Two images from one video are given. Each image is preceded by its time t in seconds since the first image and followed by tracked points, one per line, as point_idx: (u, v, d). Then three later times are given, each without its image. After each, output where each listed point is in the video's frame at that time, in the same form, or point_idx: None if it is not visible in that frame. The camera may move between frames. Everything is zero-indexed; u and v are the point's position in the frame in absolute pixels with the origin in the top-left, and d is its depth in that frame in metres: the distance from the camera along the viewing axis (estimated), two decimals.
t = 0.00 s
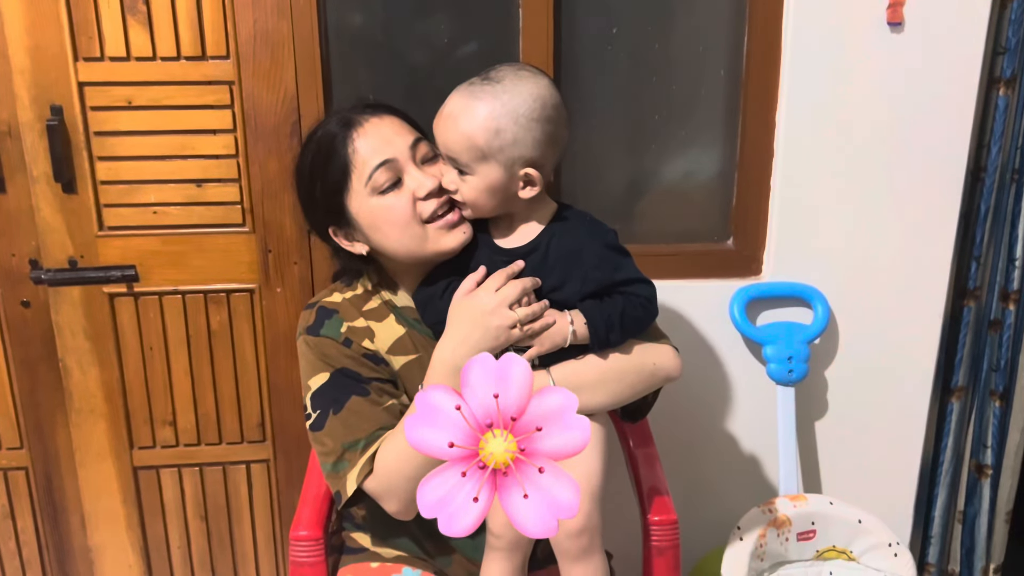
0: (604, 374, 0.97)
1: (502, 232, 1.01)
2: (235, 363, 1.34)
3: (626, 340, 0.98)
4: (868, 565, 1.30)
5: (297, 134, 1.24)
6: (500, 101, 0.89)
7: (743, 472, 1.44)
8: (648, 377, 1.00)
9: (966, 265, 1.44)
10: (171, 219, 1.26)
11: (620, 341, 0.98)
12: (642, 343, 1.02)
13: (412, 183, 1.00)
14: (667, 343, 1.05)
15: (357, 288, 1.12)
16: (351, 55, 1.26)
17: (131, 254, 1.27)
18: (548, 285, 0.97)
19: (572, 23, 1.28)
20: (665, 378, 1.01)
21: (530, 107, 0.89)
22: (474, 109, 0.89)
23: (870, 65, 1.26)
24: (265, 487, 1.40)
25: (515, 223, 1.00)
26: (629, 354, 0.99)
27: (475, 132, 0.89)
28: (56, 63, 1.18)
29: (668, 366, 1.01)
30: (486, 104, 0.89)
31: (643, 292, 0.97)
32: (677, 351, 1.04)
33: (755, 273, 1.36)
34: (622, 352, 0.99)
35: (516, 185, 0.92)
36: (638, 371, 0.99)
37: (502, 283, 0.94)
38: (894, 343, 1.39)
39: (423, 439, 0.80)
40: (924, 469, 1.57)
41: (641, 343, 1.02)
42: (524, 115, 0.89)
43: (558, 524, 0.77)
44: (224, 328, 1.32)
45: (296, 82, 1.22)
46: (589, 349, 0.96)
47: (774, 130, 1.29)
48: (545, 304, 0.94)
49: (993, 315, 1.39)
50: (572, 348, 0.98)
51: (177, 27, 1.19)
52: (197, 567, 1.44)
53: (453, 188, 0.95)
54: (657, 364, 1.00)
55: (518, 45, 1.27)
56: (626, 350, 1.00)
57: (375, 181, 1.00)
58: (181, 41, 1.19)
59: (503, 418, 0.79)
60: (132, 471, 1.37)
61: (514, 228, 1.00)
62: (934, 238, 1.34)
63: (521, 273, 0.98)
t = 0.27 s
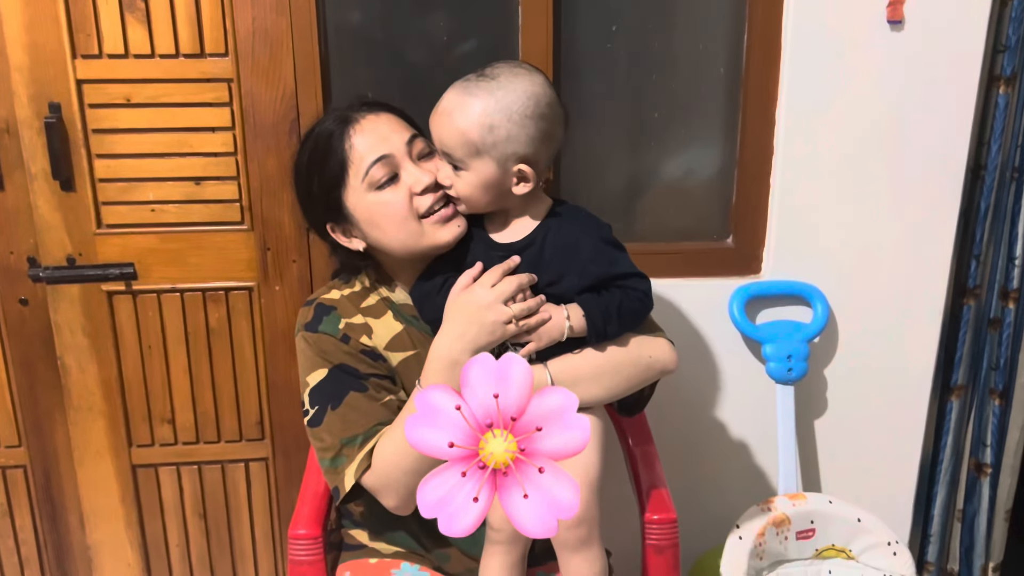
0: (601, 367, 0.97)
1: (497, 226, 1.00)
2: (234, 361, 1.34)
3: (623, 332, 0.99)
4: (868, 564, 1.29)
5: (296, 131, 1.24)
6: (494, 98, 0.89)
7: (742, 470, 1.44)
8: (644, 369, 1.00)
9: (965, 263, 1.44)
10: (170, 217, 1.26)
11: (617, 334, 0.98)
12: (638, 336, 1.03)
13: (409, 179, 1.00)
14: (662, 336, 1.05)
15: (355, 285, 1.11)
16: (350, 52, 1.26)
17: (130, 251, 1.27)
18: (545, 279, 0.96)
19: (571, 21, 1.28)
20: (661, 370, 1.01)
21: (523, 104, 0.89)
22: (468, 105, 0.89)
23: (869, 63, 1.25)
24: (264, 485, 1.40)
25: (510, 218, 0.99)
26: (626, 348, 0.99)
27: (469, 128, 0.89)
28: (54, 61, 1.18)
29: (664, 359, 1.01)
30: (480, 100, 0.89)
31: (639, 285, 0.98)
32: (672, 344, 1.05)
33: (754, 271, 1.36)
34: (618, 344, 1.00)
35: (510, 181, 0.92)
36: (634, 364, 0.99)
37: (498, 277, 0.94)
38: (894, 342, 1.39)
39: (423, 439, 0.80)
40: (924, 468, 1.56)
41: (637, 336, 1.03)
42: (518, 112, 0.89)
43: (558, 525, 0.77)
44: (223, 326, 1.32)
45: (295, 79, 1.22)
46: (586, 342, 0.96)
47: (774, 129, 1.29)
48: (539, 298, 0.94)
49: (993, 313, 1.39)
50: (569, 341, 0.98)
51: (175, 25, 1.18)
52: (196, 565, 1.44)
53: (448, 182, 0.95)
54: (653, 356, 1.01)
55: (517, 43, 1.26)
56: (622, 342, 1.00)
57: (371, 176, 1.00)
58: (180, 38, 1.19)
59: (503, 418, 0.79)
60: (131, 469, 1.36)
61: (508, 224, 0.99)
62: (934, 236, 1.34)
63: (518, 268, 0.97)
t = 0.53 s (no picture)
0: (598, 365, 0.97)
1: (493, 224, 1.00)
2: (233, 360, 1.34)
3: (620, 330, 0.98)
4: (867, 563, 1.29)
5: (295, 129, 1.24)
6: (489, 96, 0.89)
7: (740, 469, 1.45)
8: (640, 367, 1.00)
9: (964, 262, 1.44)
10: (168, 216, 1.26)
11: (614, 331, 0.98)
12: (635, 334, 1.02)
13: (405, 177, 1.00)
14: (658, 334, 1.05)
15: (353, 284, 1.11)
16: (349, 51, 1.26)
17: (128, 250, 1.27)
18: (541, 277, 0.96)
19: (571, 20, 1.28)
20: (658, 368, 1.01)
21: (518, 102, 0.89)
22: (463, 103, 0.89)
23: (868, 63, 1.25)
24: (263, 484, 1.40)
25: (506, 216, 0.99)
26: (623, 345, 0.99)
27: (464, 126, 0.89)
28: (53, 59, 1.18)
29: (660, 357, 1.01)
30: (475, 99, 0.89)
31: (634, 282, 0.97)
32: (669, 342, 1.04)
33: (753, 270, 1.36)
34: (615, 342, 1.00)
35: (504, 180, 0.92)
36: (630, 362, 0.99)
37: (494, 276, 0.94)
38: (893, 342, 1.39)
39: (423, 439, 0.80)
40: (923, 467, 1.57)
41: (634, 333, 1.02)
42: (513, 110, 0.89)
43: (558, 525, 0.77)
44: (221, 325, 1.32)
45: (294, 78, 1.22)
46: (583, 339, 0.96)
47: (773, 129, 1.29)
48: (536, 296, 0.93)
49: (991, 313, 1.39)
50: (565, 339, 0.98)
51: (174, 23, 1.18)
52: (195, 564, 1.44)
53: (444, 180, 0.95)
54: (650, 354, 1.00)
55: (517, 41, 1.26)
56: (619, 340, 1.00)
57: (367, 174, 1.00)
58: (178, 37, 1.19)
59: (503, 418, 0.79)
60: (130, 468, 1.36)
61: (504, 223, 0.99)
62: (933, 236, 1.34)
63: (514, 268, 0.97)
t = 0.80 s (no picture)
0: (595, 366, 0.97)
1: (492, 225, 1.00)
2: (231, 359, 1.34)
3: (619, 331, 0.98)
4: (866, 563, 1.29)
5: (294, 129, 1.24)
6: (487, 97, 0.89)
7: (739, 469, 1.45)
8: (637, 368, 0.99)
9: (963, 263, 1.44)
10: (167, 215, 1.26)
11: (612, 332, 0.97)
12: (632, 335, 1.02)
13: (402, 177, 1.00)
14: (655, 334, 1.05)
15: (352, 285, 1.11)
16: (348, 51, 1.26)
17: (127, 250, 1.27)
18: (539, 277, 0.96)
19: (570, 20, 1.28)
20: (654, 369, 1.01)
21: (515, 103, 0.89)
22: (461, 104, 0.89)
23: (867, 63, 1.25)
24: (261, 483, 1.40)
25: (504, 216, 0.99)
26: (620, 346, 0.99)
27: (461, 127, 0.89)
28: (52, 58, 1.18)
29: (656, 358, 1.01)
30: (472, 100, 0.89)
31: (632, 283, 0.97)
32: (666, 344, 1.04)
33: (752, 270, 1.36)
34: (613, 343, 1.00)
35: (502, 181, 0.92)
36: (626, 363, 0.99)
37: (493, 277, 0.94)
38: (891, 343, 1.39)
39: (423, 439, 0.80)
40: (921, 467, 1.57)
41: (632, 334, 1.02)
42: (511, 112, 0.89)
43: (558, 524, 0.77)
44: (220, 324, 1.32)
45: (293, 78, 1.22)
46: (581, 340, 0.96)
47: (772, 129, 1.29)
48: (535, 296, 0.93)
49: (990, 313, 1.39)
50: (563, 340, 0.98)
51: (173, 23, 1.18)
52: (193, 563, 1.44)
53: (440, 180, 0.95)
54: (646, 355, 1.00)
55: (516, 41, 1.26)
56: (616, 341, 1.00)
57: (364, 174, 1.00)
58: (177, 36, 1.19)
59: (503, 418, 0.79)
60: (128, 468, 1.36)
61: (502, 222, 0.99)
62: (932, 236, 1.34)
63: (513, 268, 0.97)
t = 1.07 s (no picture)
0: (596, 369, 0.97)
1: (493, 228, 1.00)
2: (231, 359, 1.34)
3: (619, 333, 0.99)
4: (864, 564, 1.31)
5: (293, 129, 1.24)
6: (488, 101, 0.88)
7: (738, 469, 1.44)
8: (637, 369, 1.00)
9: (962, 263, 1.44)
10: (166, 215, 1.26)
11: (612, 334, 0.98)
12: (632, 336, 1.02)
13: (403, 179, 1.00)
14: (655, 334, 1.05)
15: (353, 284, 1.11)
16: (348, 51, 1.26)
17: (126, 250, 1.26)
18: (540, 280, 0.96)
19: (570, 20, 1.28)
20: (654, 370, 1.01)
21: (517, 107, 0.89)
22: (463, 108, 0.89)
23: (866, 64, 1.25)
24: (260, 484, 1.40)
25: (506, 218, 0.99)
26: (620, 348, 0.99)
27: (463, 131, 0.89)
28: (51, 58, 1.18)
29: (656, 359, 1.01)
30: (474, 103, 0.89)
31: (633, 285, 0.97)
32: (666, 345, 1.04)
33: (751, 271, 1.36)
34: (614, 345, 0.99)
35: (505, 185, 0.92)
36: (627, 364, 0.99)
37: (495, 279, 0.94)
38: (890, 343, 1.39)
39: (424, 439, 0.82)
40: (921, 468, 1.57)
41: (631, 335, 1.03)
42: (513, 115, 0.89)
43: (557, 522, 0.80)
44: (219, 324, 1.32)
45: (293, 78, 1.21)
46: (581, 342, 0.96)
47: (771, 130, 1.29)
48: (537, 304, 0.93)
49: (989, 314, 1.39)
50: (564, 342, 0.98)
51: (172, 23, 1.18)
52: (192, 563, 1.44)
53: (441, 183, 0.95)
54: (646, 356, 1.01)
55: (515, 41, 1.26)
56: (618, 343, 1.00)
57: (365, 177, 1.00)
58: (177, 36, 1.19)
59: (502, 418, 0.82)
60: (127, 468, 1.36)
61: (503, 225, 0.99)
62: (930, 237, 1.34)
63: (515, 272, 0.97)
